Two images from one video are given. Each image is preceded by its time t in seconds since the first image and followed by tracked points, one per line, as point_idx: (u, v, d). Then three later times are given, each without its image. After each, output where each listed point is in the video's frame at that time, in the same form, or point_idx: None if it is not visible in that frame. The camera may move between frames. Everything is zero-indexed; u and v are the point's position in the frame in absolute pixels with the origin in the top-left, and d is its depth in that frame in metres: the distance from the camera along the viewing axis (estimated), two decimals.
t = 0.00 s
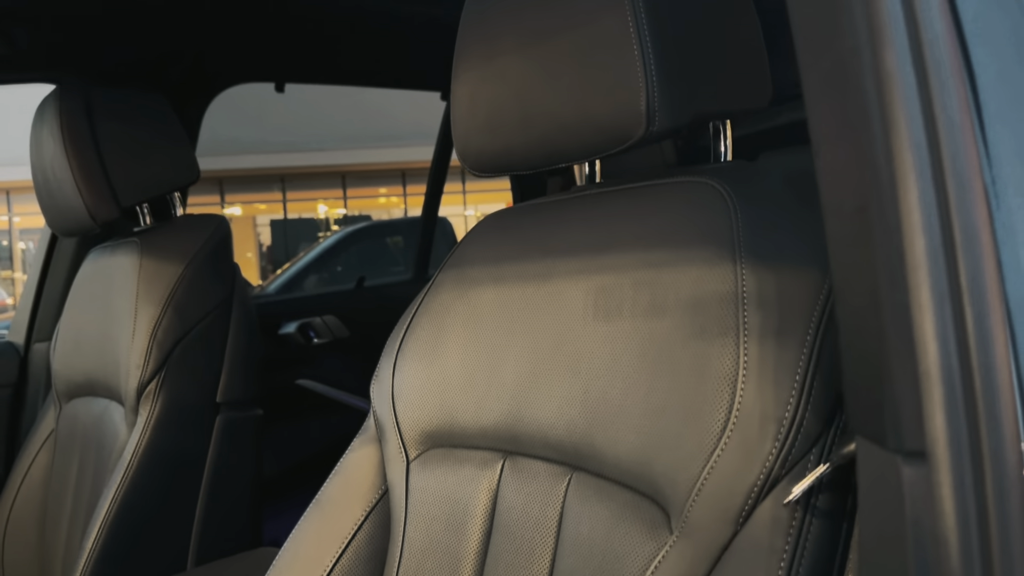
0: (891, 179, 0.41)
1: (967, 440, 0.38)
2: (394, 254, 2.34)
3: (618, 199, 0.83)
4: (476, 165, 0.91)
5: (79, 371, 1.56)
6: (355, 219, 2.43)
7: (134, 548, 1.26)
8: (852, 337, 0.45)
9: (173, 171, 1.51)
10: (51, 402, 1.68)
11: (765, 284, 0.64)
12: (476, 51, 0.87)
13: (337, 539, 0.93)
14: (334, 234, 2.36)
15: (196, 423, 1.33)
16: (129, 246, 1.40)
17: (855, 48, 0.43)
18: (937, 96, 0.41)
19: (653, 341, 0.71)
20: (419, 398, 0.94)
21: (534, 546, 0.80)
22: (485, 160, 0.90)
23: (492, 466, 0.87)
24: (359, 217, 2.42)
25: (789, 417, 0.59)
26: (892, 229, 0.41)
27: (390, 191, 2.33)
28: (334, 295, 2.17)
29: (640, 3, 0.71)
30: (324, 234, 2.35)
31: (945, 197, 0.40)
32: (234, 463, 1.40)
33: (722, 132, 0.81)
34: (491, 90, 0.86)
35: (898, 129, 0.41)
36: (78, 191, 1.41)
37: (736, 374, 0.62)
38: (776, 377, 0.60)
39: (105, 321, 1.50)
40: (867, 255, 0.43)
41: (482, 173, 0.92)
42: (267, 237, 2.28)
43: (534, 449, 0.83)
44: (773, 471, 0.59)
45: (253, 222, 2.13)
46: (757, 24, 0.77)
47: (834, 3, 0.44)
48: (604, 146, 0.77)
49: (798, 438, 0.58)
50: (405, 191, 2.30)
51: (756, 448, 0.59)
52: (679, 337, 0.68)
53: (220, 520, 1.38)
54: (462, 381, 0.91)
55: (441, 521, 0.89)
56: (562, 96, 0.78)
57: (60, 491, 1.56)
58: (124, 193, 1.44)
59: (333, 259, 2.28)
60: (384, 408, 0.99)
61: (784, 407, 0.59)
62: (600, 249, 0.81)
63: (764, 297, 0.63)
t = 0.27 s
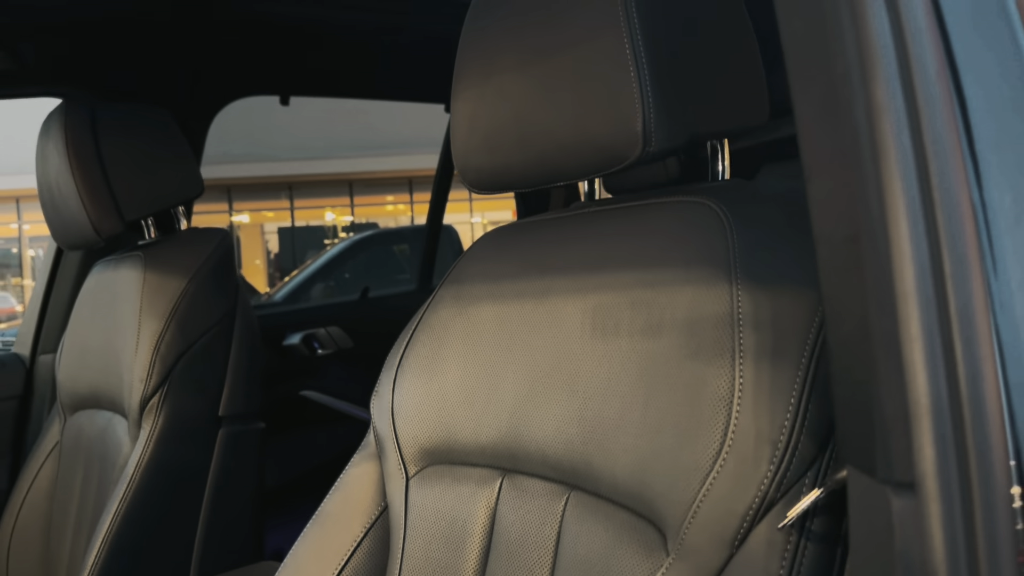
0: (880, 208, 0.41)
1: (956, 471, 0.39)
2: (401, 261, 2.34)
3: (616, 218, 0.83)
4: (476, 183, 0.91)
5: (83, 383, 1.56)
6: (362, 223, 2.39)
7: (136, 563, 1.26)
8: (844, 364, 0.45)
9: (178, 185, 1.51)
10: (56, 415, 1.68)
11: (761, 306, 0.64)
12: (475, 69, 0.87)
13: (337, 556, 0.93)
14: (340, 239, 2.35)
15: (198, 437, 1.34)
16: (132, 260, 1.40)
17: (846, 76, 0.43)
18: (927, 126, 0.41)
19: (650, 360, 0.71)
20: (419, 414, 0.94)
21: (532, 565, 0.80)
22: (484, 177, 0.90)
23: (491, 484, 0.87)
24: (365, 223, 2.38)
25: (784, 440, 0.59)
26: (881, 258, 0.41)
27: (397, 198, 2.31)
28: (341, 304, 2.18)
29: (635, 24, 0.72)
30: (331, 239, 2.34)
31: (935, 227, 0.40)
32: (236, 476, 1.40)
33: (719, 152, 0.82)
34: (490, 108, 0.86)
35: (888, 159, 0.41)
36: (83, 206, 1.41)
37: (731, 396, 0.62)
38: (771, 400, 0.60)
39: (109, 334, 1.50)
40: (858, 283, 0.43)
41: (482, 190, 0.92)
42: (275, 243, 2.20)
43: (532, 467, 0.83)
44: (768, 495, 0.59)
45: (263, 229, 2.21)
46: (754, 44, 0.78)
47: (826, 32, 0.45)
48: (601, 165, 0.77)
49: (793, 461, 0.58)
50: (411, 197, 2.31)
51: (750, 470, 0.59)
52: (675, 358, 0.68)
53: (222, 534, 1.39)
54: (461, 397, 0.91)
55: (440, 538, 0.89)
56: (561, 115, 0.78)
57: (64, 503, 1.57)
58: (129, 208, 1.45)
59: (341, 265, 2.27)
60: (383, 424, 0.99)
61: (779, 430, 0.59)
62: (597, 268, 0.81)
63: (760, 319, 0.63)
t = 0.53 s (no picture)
0: (868, 236, 0.41)
1: (942, 503, 0.39)
2: (410, 267, 2.31)
3: (615, 235, 0.83)
4: (475, 199, 0.91)
5: (89, 395, 1.57)
6: (372, 231, 2.31)
7: None
8: (835, 390, 0.45)
9: (182, 200, 1.52)
10: (61, 426, 1.68)
11: (757, 326, 0.64)
12: (474, 87, 0.87)
13: (337, 571, 0.94)
14: (350, 245, 2.30)
15: (201, 450, 1.34)
16: (137, 273, 1.41)
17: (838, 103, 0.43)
18: (915, 155, 0.41)
19: (646, 379, 0.71)
20: (419, 429, 0.94)
21: None
22: (484, 194, 0.90)
23: (490, 501, 0.87)
24: (375, 229, 2.30)
25: (778, 462, 0.59)
26: (870, 285, 0.41)
27: (407, 205, 2.24)
28: (344, 317, 2.18)
29: (631, 43, 0.72)
30: (341, 245, 2.29)
31: (923, 256, 0.40)
32: (239, 489, 1.40)
33: (716, 169, 0.84)
34: (489, 126, 0.86)
35: (877, 187, 0.41)
36: (88, 219, 1.42)
37: (726, 418, 0.62)
38: (767, 422, 0.60)
39: (114, 346, 1.51)
40: (847, 310, 0.43)
41: (482, 206, 0.92)
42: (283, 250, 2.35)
43: (531, 485, 0.83)
44: (763, 517, 0.59)
45: (269, 234, 2.34)
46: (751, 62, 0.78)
47: (820, 57, 0.45)
48: (599, 184, 0.77)
49: (788, 484, 0.58)
50: (422, 204, 2.27)
51: (745, 493, 0.59)
52: (671, 378, 0.68)
53: (225, 546, 1.39)
54: (461, 413, 0.90)
55: (439, 555, 0.89)
56: (558, 134, 0.79)
57: (70, 514, 1.57)
58: (133, 222, 1.46)
59: (350, 271, 2.25)
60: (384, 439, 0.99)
61: (773, 452, 0.59)
62: (595, 285, 0.81)
63: (755, 340, 0.63)
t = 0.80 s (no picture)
0: (858, 258, 0.41)
1: (929, 529, 0.38)
2: (421, 276, 2.32)
3: (614, 251, 0.83)
4: (476, 214, 0.91)
5: (95, 406, 1.58)
6: (383, 239, 2.35)
7: None
8: (826, 412, 0.45)
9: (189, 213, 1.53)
10: (69, 435, 1.69)
11: (753, 344, 0.63)
12: (475, 102, 0.88)
13: None
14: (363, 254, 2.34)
15: (205, 461, 1.34)
16: (143, 284, 1.42)
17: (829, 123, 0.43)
18: (905, 176, 0.41)
19: (644, 396, 0.70)
20: (418, 443, 0.94)
21: None
22: (486, 209, 0.90)
23: (489, 515, 0.87)
24: (386, 237, 2.34)
25: (773, 481, 0.58)
26: (857, 309, 0.41)
27: (419, 214, 2.24)
28: (350, 326, 2.18)
29: (630, 60, 0.72)
30: (353, 253, 2.34)
31: (912, 278, 0.40)
32: (244, 500, 1.41)
33: (716, 185, 0.85)
34: (489, 141, 0.86)
35: (867, 208, 0.41)
36: (95, 230, 1.43)
37: (722, 437, 0.62)
38: (762, 441, 0.60)
39: (121, 357, 1.52)
40: (837, 332, 0.43)
41: (483, 221, 0.92)
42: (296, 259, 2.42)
43: (530, 501, 0.82)
44: (757, 537, 0.58)
45: (283, 245, 2.48)
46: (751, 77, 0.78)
47: (811, 76, 0.45)
48: (599, 200, 0.77)
49: (783, 503, 0.58)
50: (433, 212, 2.24)
51: (740, 512, 0.59)
52: (669, 395, 0.68)
53: (229, 557, 1.39)
54: (461, 427, 0.90)
55: (439, 569, 0.89)
56: (558, 149, 0.79)
57: (76, 524, 1.58)
58: (140, 233, 1.47)
59: (362, 280, 2.27)
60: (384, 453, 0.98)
61: (769, 471, 0.59)
62: (595, 301, 0.81)
63: (751, 358, 0.63)
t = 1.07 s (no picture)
0: (849, 282, 0.41)
1: (919, 557, 0.39)
2: (433, 281, 2.31)
3: (616, 266, 0.83)
4: (479, 228, 0.92)
5: (105, 415, 1.59)
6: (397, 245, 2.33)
7: None
8: (820, 435, 0.45)
9: (198, 224, 1.54)
10: (79, 445, 1.70)
11: (752, 363, 0.64)
12: (478, 117, 0.88)
13: None
14: (377, 260, 2.33)
15: (213, 471, 1.35)
16: (152, 295, 1.43)
17: (821, 147, 0.43)
18: (898, 199, 0.41)
19: (644, 412, 0.70)
20: (422, 456, 0.94)
21: None
22: (488, 223, 0.90)
23: (492, 530, 0.87)
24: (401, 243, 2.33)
25: (772, 500, 0.59)
26: (849, 335, 0.41)
27: (432, 221, 2.32)
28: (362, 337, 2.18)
29: (630, 78, 0.72)
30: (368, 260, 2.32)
31: (904, 302, 0.40)
32: (252, 510, 1.41)
33: (719, 202, 0.85)
34: (492, 156, 0.87)
35: (859, 232, 0.41)
36: (105, 241, 1.45)
37: (721, 455, 0.62)
38: (760, 460, 0.60)
39: (131, 367, 1.53)
40: (829, 356, 0.43)
41: (486, 235, 0.92)
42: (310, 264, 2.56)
43: (532, 516, 0.82)
44: (756, 557, 0.58)
45: (298, 250, 2.63)
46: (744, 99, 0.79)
47: (805, 97, 0.45)
48: (600, 216, 0.77)
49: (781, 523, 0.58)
50: (444, 217, 2.34)
51: (738, 531, 0.59)
52: (668, 412, 0.68)
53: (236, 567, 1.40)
54: (463, 441, 0.90)
55: None
56: (560, 166, 0.79)
57: (86, 533, 1.59)
58: (150, 245, 1.48)
59: (375, 287, 2.26)
60: (388, 466, 0.98)
61: (767, 491, 0.59)
62: (596, 316, 0.81)
63: (750, 376, 0.63)
